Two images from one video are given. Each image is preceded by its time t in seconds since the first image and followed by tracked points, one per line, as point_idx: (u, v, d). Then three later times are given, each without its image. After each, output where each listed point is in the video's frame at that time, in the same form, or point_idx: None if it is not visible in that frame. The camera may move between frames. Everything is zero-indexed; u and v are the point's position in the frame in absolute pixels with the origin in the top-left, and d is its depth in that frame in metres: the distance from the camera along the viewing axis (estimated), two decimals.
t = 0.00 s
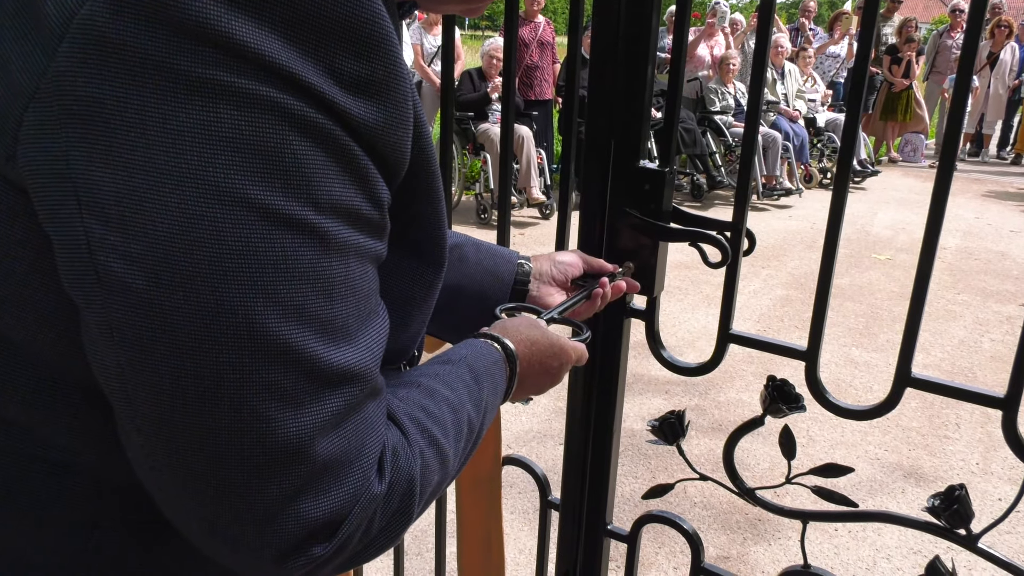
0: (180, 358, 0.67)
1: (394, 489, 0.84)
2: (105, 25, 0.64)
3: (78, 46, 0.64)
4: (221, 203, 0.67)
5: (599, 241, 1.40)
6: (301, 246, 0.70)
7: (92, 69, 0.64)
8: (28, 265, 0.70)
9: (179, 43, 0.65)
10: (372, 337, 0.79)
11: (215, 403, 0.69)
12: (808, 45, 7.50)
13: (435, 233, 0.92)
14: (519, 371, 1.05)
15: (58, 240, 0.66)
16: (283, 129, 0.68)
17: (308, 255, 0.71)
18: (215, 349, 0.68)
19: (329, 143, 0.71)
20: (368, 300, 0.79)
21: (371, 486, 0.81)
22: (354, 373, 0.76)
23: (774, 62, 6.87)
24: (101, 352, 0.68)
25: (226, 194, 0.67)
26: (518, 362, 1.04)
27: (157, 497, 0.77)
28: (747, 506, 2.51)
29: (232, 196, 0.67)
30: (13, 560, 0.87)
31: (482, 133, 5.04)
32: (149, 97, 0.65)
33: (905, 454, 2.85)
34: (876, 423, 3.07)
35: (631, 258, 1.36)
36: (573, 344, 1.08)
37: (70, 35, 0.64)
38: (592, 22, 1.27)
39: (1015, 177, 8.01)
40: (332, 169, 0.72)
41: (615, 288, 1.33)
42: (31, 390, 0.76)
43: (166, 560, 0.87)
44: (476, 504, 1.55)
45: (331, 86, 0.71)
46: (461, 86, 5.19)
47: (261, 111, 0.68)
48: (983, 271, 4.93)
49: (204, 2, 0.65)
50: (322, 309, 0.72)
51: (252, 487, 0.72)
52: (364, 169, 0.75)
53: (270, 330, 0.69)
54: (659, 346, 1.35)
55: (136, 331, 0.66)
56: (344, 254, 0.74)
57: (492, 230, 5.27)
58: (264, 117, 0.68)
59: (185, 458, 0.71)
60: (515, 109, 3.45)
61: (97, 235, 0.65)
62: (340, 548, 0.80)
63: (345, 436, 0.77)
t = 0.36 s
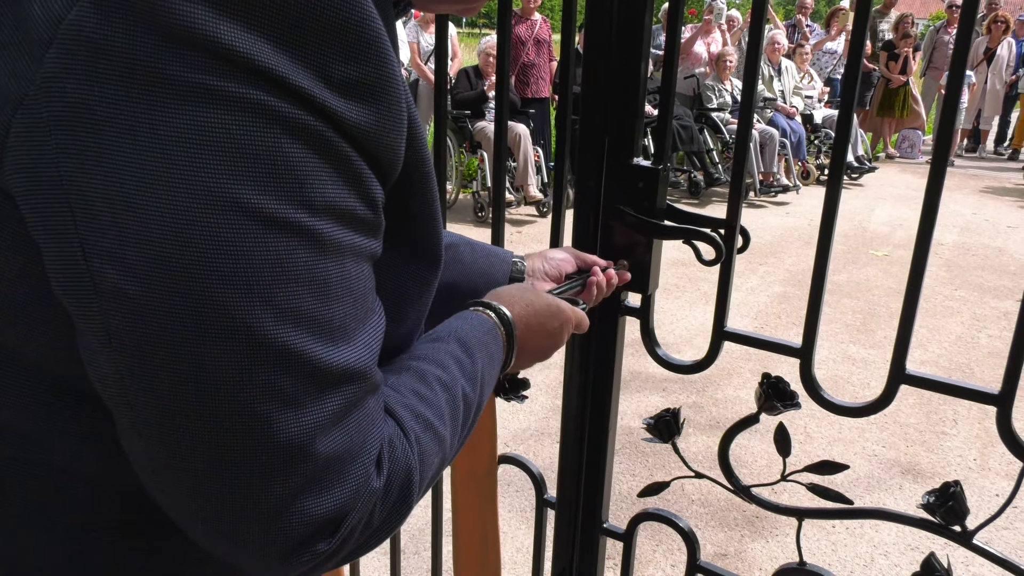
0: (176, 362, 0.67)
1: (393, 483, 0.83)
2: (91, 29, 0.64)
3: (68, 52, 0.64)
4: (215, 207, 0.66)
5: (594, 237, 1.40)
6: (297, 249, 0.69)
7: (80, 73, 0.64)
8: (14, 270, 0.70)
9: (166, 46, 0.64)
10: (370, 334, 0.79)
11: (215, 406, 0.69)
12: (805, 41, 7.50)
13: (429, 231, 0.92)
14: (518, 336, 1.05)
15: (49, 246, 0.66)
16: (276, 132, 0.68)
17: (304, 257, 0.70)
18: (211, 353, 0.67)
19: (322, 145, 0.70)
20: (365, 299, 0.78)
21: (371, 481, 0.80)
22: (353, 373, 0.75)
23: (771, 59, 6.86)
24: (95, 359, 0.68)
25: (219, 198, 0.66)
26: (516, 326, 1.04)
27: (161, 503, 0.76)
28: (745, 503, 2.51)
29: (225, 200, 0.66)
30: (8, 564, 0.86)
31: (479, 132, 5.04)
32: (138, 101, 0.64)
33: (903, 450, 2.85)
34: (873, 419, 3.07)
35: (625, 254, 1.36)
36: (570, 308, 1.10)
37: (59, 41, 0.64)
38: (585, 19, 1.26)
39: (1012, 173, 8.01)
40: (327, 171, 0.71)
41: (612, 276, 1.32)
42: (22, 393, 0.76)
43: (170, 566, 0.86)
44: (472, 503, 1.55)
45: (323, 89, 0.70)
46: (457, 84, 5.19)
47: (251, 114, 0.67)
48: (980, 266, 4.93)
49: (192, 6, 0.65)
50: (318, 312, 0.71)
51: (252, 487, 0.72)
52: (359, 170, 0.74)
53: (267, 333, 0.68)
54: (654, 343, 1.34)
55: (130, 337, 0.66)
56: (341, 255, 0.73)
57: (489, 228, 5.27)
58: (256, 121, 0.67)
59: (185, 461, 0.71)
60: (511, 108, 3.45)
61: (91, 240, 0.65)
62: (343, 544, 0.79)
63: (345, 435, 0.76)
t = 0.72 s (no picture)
0: (171, 358, 0.67)
1: (396, 479, 0.83)
2: (79, 25, 0.64)
3: (56, 49, 0.64)
4: (210, 204, 0.66)
5: (588, 232, 1.40)
6: (292, 243, 0.69)
7: (68, 70, 0.64)
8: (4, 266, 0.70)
9: (154, 44, 0.64)
10: (369, 328, 0.79)
11: (214, 402, 0.69)
12: (802, 38, 7.50)
13: (424, 225, 0.91)
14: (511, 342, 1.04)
15: (40, 242, 0.66)
16: (268, 128, 0.67)
17: (300, 252, 0.70)
18: (208, 350, 0.67)
19: (316, 140, 0.70)
20: (363, 294, 0.78)
21: (373, 477, 0.80)
22: (351, 367, 0.75)
23: (767, 55, 6.83)
24: (91, 352, 0.69)
25: (214, 194, 0.66)
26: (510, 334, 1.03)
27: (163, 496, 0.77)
28: (742, 500, 2.51)
29: (220, 196, 0.66)
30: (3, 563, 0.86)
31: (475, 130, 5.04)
32: (129, 98, 0.64)
33: (900, 446, 2.85)
34: (871, 415, 3.07)
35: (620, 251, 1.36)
36: (565, 316, 1.07)
37: (48, 38, 0.64)
38: (579, 15, 1.26)
39: (1010, 169, 8.01)
40: (320, 166, 0.71)
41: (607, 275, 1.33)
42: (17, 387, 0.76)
43: (167, 562, 0.86)
44: (468, 500, 1.54)
45: (313, 84, 0.70)
46: (454, 82, 5.19)
47: (244, 111, 0.66)
48: (978, 262, 4.93)
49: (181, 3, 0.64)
50: (316, 305, 0.71)
51: (255, 480, 0.72)
52: (352, 165, 0.74)
53: (264, 328, 0.68)
54: (649, 341, 1.34)
55: (125, 332, 0.66)
56: (337, 248, 0.73)
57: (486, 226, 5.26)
58: (248, 117, 0.67)
59: (182, 455, 0.71)
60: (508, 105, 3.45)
61: (84, 237, 0.65)
62: (346, 538, 0.80)
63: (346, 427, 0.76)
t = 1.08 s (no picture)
0: (205, 338, 0.67)
1: (425, 446, 0.84)
2: (106, 9, 0.62)
3: (80, 32, 0.62)
4: (242, 182, 0.65)
5: (587, 228, 1.40)
6: (324, 218, 0.69)
7: (96, 54, 0.62)
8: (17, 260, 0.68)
9: (183, 25, 0.63)
10: (392, 301, 0.79)
11: (252, 379, 0.69)
12: (801, 34, 7.50)
13: (433, 207, 0.89)
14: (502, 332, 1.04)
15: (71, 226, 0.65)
16: (295, 106, 0.67)
17: (330, 227, 0.69)
18: (245, 326, 0.67)
19: (341, 118, 0.69)
20: (386, 269, 0.78)
21: (405, 444, 0.81)
22: (381, 337, 0.75)
23: (765, 51, 6.83)
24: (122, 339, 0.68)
25: (246, 172, 0.65)
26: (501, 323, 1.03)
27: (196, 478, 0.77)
28: (742, 497, 2.52)
29: (252, 173, 0.66)
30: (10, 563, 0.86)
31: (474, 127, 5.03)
32: (161, 79, 0.63)
33: (899, 442, 2.85)
34: (870, 411, 3.07)
35: (619, 248, 1.36)
36: (558, 310, 1.10)
37: (70, 23, 0.63)
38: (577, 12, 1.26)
39: (1008, 165, 8.02)
40: (347, 142, 0.70)
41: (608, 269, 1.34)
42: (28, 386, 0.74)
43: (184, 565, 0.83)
44: (467, 497, 1.54)
45: (333, 64, 0.69)
46: (452, 79, 5.18)
47: (270, 91, 0.66)
48: (976, 258, 4.93)
49: None
50: (346, 279, 0.71)
51: (294, 452, 0.72)
52: (374, 141, 0.73)
53: (299, 302, 0.68)
54: (648, 336, 1.34)
55: (163, 313, 0.66)
56: (362, 223, 0.73)
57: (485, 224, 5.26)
58: (274, 96, 0.66)
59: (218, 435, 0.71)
60: (506, 102, 3.45)
61: (124, 218, 0.64)
62: (384, 504, 0.80)
63: (379, 396, 0.77)
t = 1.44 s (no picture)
0: (217, 322, 0.68)
1: (416, 433, 0.84)
2: None
3: (105, 18, 0.64)
4: (251, 160, 0.67)
5: (585, 228, 1.40)
6: (327, 199, 0.70)
7: (115, 40, 0.64)
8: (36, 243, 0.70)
9: (199, 13, 0.65)
10: (393, 286, 0.79)
11: (257, 358, 0.70)
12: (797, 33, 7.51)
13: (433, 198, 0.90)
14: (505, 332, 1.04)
15: (89, 209, 0.66)
16: (301, 88, 0.68)
17: (334, 207, 0.70)
18: (252, 306, 0.68)
19: (346, 102, 0.71)
20: (387, 255, 0.78)
21: (396, 430, 0.81)
22: (380, 320, 0.76)
23: (762, 50, 6.84)
24: (139, 328, 0.69)
25: (251, 151, 0.67)
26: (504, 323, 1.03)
27: (205, 463, 0.78)
28: (739, 495, 2.52)
29: (257, 153, 0.67)
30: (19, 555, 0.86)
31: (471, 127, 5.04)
32: (175, 60, 0.65)
33: (896, 440, 2.86)
34: (867, 410, 3.08)
35: (619, 246, 1.37)
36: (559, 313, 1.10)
37: (96, 9, 0.64)
38: (574, 11, 1.27)
39: (1003, 163, 8.04)
40: (350, 125, 0.71)
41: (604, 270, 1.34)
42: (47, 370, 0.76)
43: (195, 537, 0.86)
44: (466, 496, 1.54)
45: (340, 48, 0.70)
46: (449, 78, 5.18)
47: (277, 72, 0.67)
48: (973, 256, 4.95)
49: None
50: (348, 261, 0.72)
51: (292, 432, 0.72)
52: (378, 127, 0.74)
53: (301, 281, 0.69)
54: (645, 335, 1.34)
55: (175, 295, 0.67)
56: (365, 207, 0.73)
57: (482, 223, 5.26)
58: (280, 78, 0.67)
59: (226, 416, 0.71)
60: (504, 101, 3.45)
61: (138, 195, 0.65)
62: (371, 490, 0.80)
63: (375, 379, 0.77)
